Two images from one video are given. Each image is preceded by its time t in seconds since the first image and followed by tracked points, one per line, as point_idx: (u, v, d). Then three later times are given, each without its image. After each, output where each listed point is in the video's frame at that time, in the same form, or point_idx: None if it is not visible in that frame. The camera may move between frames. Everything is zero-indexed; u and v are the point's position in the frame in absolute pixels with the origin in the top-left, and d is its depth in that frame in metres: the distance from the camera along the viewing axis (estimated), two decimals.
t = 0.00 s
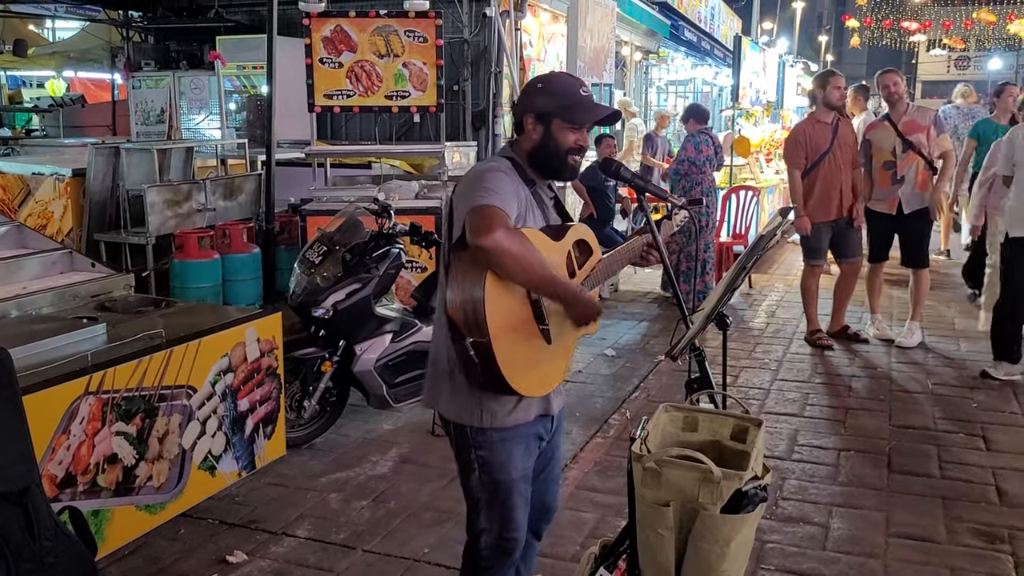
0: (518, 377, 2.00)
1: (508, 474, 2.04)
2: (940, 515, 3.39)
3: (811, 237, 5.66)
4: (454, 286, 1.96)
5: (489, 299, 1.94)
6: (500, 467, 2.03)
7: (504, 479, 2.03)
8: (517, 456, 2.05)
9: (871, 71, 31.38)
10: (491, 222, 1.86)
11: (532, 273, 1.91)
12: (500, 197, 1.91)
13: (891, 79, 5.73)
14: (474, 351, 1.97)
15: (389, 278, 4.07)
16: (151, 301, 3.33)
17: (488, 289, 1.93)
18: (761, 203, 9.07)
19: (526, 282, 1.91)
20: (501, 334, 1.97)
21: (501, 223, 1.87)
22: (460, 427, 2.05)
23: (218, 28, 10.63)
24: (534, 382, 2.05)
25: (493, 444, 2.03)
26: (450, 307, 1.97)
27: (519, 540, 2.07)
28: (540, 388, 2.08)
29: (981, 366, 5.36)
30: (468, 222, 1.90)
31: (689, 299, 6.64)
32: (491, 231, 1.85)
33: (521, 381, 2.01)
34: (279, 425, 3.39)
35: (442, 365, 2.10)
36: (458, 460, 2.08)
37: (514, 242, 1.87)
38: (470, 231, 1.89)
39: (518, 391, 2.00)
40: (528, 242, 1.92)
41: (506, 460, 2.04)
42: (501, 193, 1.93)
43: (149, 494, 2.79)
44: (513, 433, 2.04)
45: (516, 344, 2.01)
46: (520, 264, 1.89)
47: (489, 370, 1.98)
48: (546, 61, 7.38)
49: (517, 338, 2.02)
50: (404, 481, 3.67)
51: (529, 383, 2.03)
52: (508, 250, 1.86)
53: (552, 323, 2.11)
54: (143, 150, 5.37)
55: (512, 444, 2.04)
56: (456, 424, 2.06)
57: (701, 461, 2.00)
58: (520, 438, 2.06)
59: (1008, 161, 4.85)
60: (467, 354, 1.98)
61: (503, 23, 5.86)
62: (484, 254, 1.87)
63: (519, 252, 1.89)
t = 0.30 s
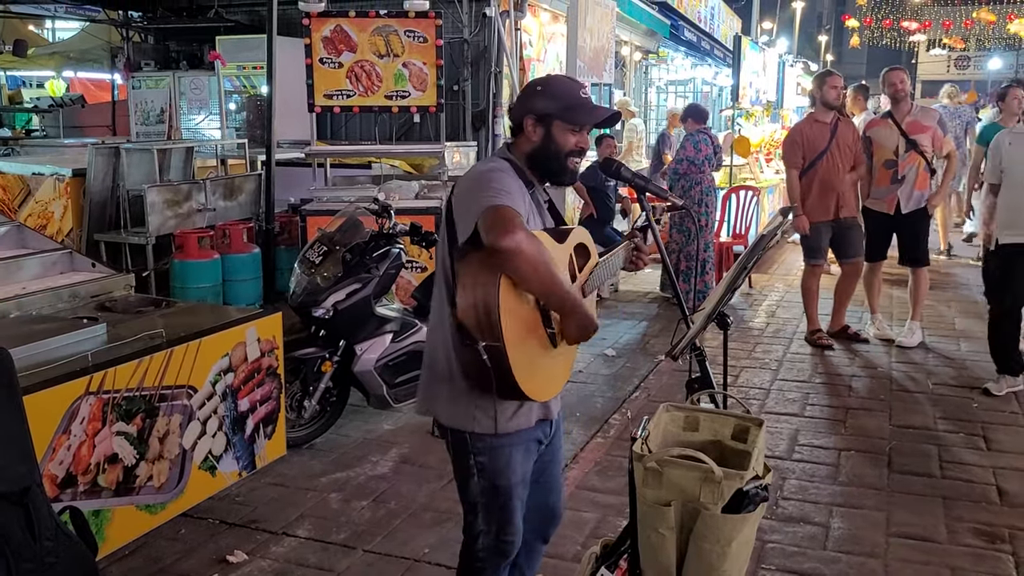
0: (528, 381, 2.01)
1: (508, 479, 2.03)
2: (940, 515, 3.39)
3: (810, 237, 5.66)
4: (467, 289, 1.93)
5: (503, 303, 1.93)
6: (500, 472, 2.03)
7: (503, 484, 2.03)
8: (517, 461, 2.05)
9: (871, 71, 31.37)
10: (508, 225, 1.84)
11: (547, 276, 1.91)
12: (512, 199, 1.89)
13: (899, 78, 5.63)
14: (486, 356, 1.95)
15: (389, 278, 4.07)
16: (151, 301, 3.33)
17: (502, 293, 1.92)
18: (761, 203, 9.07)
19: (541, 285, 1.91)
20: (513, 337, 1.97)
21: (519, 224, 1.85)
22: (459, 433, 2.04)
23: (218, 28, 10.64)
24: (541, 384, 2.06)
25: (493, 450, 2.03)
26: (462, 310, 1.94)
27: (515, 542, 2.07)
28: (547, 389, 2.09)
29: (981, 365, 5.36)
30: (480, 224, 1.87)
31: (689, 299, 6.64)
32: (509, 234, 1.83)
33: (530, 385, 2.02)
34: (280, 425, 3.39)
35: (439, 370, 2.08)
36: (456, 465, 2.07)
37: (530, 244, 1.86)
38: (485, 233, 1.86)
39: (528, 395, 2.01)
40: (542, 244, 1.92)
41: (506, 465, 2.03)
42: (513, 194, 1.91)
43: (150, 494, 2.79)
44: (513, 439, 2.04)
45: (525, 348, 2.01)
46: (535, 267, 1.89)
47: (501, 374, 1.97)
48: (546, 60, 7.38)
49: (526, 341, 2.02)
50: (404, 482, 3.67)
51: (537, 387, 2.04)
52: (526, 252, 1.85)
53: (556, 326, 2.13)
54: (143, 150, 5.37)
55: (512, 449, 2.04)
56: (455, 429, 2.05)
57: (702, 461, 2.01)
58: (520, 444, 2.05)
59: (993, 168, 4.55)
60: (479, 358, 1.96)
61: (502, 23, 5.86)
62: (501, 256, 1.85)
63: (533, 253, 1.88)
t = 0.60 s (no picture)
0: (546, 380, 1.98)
1: (508, 483, 2.03)
2: (940, 515, 3.39)
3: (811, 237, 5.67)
4: (482, 288, 1.89)
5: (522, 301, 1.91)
6: (500, 475, 2.03)
7: (503, 488, 2.03)
8: (516, 465, 2.04)
9: (871, 71, 31.37)
10: (525, 220, 1.83)
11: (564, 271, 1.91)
12: (523, 196, 1.89)
13: (898, 77, 5.64)
14: (506, 357, 1.91)
15: (389, 278, 4.07)
16: (150, 301, 3.33)
17: (521, 290, 1.89)
18: (761, 203, 9.06)
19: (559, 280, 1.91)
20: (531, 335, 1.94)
21: (531, 221, 1.85)
22: (458, 437, 2.03)
23: (218, 28, 10.63)
24: (555, 385, 2.04)
25: (493, 453, 2.02)
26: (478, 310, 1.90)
27: (513, 545, 2.07)
28: (559, 389, 2.07)
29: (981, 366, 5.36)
30: (491, 224, 1.85)
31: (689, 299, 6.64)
32: (527, 229, 1.83)
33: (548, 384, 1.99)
34: (280, 425, 3.39)
35: (438, 373, 2.06)
36: (456, 469, 2.06)
37: (545, 239, 1.86)
38: (498, 233, 1.84)
39: (545, 395, 1.98)
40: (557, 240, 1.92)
41: (505, 469, 2.03)
42: (522, 192, 1.91)
43: (150, 494, 2.79)
44: (514, 442, 2.03)
45: (543, 347, 1.99)
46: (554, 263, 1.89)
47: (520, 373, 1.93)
48: (546, 61, 7.38)
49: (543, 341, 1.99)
50: (404, 482, 3.67)
51: (552, 387, 2.02)
52: (544, 248, 1.85)
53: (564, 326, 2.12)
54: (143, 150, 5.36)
55: (512, 452, 2.04)
56: (456, 433, 2.03)
57: (702, 461, 2.01)
58: (521, 448, 2.05)
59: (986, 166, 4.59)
60: (497, 359, 1.92)
61: (502, 23, 5.85)
62: (520, 253, 1.84)
63: (551, 248, 1.88)
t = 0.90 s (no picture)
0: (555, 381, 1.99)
1: (509, 484, 2.03)
2: (941, 515, 3.38)
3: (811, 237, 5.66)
4: (494, 289, 1.89)
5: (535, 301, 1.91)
6: (501, 477, 2.03)
7: (504, 489, 2.03)
8: (516, 467, 2.04)
9: (871, 70, 31.36)
10: (539, 222, 1.83)
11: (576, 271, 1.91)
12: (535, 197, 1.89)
13: (895, 78, 5.68)
14: (517, 357, 1.91)
15: (389, 278, 4.06)
16: (150, 301, 3.32)
17: (532, 291, 1.89)
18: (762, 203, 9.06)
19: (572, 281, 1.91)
20: (541, 336, 1.94)
21: (546, 220, 1.84)
22: (459, 439, 2.03)
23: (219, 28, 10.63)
24: (563, 385, 2.05)
25: (495, 455, 2.02)
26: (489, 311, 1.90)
27: (514, 546, 2.07)
28: (567, 390, 2.08)
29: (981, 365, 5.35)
30: (505, 223, 1.84)
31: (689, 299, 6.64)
32: (541, 231, 1.82)
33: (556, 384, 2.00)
34: (280, 424, 3.39)
35: (439, 373, 2.04)
36: (457, 471, 2.06)
37: (558, 240, 1.86)
38: (513, 232, 1.83)
39: (554, 396, 1.99)
40: (569, 240, 1.92)
41: (505, 471, 2.03)
42: (531, 193, 1.90)
43: (150, 494, 2.79)
44: (516, 443, 2.03)
45: (552, 347, 1.99)
46: (566, 265, 1.88)
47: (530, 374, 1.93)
48: (546, 60, 7.37)
49: (553, 340, 2.00)
50: (404, 482, 3.67)
51: (561, 387, 2.03)
52: (557, 249, 1.85)
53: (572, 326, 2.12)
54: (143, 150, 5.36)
55: (514, 454, 2.04)
56: (457, 435, 2.03)
57: (702, 461, 2.00)
58: (522, 449, 2.05)
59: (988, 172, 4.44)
60: (508, 361, 1.92)
61: (503, 22, 5.84)
62: (533, 255, 1.84)
63: (564, 249, 1.88)
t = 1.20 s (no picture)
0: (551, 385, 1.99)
1: (510, 484, 2.03)
2: (942, 516, 3.38)
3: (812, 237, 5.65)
4: (493, 291, 1.90)
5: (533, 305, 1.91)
6: (503, 477, 2.02)
7: (506, 490, 2.03)
8: (518, 467, 2.04)
9: (872, 70, 31.36)
10: (538, 226, 1.83)
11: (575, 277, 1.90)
12: (535, 200, 1.88)
13: (897, 78, 5.66)
14: (515, 360, 1.91)
15: (390, 278, 4.06)
16: (150, 301, 3.31)
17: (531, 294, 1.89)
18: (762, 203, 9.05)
19: (570, 286, 1.90)
20: (539, 340, 1.95)
21: (546, 223, 1.84)
22: (460, 439, 2.03)
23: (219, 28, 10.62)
24: (561, 388, 2.05)
25: (497, 455, 2.02)
26: (488, 313, 1.90)
27: (516, 546, 2.07)
28: (565, 392, 2.08)
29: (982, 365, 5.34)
30: (505, 226, 1.84)
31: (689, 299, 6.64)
32: (540, 234, 1.82)
33: (553, 389, 2.00)
34: (280, 425, 3.38)
35: (440, 374, 2.04)
36: (458, 471, 2.06)
37: (557, 244, 1.85)
38: (512, 236, 1.83)
39: (551, 399, 1.99)
40: (569, 244, 1.92)
41: (507, 470, 2.03)
42: (532, 195, 1.90)
43: (150, 494, 2.78)
44: (519, 443, 2.03)
45: (550, 351, 1.99)
46: (566, 269, 1.88)
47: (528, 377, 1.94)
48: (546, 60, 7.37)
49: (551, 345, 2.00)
50: (404, 482, 3.66)
51: (558, 391, 2.03)
52: (556, 253, 1.84)
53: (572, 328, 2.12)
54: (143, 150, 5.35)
55: (516, 455, 2.03)
56: (459, 435, 2.03)
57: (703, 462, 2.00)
58: (524, 449, 2.05)
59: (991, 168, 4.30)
60: (507, 364, 1.92)
61: (503, 23, 5.83)
62: (531, 258, 1.84)
63: (563, 253, 1.87)
